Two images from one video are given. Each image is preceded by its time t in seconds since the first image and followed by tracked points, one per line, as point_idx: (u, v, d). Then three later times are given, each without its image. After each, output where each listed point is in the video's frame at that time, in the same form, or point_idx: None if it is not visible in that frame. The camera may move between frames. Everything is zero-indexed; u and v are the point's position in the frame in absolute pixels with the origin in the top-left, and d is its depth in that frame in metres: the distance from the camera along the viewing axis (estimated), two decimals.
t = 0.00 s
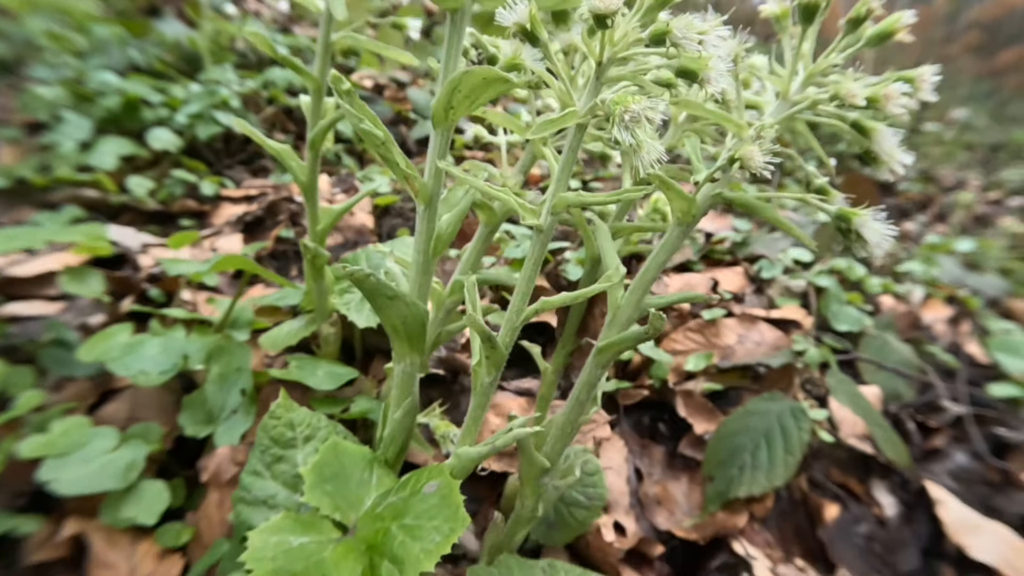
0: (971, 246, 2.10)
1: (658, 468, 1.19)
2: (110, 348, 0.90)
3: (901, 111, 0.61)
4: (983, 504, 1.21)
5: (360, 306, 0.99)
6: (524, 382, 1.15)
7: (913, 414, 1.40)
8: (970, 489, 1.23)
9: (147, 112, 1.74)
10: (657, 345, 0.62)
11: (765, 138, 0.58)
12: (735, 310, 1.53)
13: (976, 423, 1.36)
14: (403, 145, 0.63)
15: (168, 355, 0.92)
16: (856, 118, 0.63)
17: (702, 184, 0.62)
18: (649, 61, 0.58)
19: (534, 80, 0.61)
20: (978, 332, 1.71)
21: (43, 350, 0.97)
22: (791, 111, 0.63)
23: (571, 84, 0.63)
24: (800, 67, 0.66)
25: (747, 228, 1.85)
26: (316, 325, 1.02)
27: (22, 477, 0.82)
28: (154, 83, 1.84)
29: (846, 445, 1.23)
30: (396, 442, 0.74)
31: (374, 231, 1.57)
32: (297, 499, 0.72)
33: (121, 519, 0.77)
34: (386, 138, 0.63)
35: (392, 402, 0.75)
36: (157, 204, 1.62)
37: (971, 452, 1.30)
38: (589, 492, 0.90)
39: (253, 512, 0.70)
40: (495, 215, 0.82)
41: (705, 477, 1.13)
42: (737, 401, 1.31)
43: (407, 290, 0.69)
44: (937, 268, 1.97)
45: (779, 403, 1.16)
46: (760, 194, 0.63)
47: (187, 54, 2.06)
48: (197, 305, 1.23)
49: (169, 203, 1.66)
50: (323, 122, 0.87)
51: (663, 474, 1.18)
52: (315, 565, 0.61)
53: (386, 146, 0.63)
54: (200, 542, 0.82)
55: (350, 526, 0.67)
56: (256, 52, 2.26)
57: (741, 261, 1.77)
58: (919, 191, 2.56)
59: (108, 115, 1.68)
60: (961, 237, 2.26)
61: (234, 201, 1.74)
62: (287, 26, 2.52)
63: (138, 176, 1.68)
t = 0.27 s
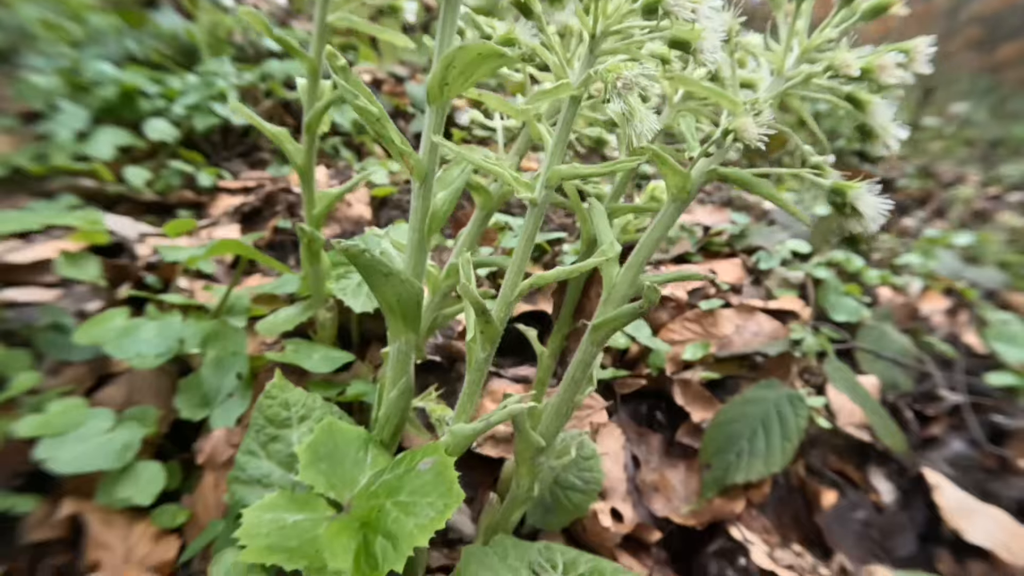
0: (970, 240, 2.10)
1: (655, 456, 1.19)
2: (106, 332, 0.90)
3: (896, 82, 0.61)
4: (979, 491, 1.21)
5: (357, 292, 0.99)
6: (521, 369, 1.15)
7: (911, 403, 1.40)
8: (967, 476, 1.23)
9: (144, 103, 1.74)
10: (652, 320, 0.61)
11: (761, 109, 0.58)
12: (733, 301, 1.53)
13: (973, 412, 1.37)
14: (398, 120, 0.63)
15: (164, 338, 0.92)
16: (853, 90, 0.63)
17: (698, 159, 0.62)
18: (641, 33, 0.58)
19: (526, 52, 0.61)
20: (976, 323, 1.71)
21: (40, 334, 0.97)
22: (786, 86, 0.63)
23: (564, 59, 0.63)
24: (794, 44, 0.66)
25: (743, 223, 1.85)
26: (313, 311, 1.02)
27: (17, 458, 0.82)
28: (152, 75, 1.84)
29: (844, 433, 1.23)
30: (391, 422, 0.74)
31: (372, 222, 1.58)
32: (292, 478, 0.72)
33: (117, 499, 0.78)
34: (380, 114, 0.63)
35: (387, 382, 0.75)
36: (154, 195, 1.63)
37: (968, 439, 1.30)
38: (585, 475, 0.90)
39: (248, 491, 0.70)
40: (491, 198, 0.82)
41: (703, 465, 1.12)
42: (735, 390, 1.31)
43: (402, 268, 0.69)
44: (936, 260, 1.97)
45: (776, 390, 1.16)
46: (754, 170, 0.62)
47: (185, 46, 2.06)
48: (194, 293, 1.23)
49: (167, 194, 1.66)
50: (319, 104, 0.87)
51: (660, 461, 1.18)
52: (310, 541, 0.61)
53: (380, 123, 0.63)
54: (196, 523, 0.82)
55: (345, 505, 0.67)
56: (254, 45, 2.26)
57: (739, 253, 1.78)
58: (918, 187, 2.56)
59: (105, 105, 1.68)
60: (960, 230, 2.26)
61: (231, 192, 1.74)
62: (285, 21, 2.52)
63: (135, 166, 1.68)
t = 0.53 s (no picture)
0: (966, 232, 2.10)
1: (650, 440, 1.18)
2: (96, 309, 0.89)
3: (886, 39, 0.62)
4: (975, 474, 1.20)
5: (349, 272, 0.99)
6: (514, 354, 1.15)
7: (908, 389, 1.40)
8: (963, 460, 1.23)
9: (138, 90, 1.74)
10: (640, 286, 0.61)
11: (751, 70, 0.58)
12: (729, 288, 1.53)
13: (969, 397, 1.36)
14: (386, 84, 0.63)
15: (155, 316, 0.91)
16: (840, 51, 0.65)
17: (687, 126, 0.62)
18: None
19: (515, 13, 0.58)
20: (973, 313, 1.71)
21: (29, 313, 0.96)
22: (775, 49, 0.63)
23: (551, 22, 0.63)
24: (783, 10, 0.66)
25: (741, 215, 1.85)
26: (305, 291, 1.02)
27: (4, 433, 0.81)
28: (147, 64, 1.84)
29: (840, 418, 1.22)
30: (380, 395, 0.73)
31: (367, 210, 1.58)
32: (280, 450, 0.72)
33: (105, 474, 0.77)
34: (369, 79, 0.63)
35: (377, 355, 0.74)
36: (149, 182, 1.62)
37: (964, 424, 1.30)
38: (578, 454, 0.89)
39: (235, 463, 0.70)
40: (482, 172, 0.82)
41: (697, 448, 1.12)
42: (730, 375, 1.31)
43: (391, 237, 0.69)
44: (932, 252, 1.96)
45: (771, 373, 1.16)
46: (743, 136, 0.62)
47: (180, 37, 2.06)
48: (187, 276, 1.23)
49: (161, 181, 1.66)
50: (310, 78, 0.86)
51: (655, 445, 1.17)
52: (295, 509, 0.61)
53: (369, 89, 0.63)
54: (186, 499, 0.82)
55: (333, 475, 0.67)
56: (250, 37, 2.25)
57: (735, 242, 1.78)
58: (917, 183, 2.55)
59: (99, 93, 1.67)
60: (957, 223, 2.26)
61: (226, 180, 1.73)
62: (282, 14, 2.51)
63: (128, 153, 1.67)
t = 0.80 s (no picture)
0: (962, 226, 2.10)
1: (641, 425, 1.17)
2: (82, 289, 0.89)
3: None
4: (968, 460, 1.20)
5: (337, 254, 1.00)
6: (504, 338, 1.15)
7: (901, 377, 1.39)
8: (956, 446, 1.22)
9: (131, 81, 1.74)
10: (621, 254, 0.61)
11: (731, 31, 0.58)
12: (722, 277, 1.53)
13: (963, 384, 1.36)
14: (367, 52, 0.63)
15: (141, 296, 0.91)
16: (820, 14, 0.67)
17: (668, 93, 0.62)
18: None
19: None
20: (968, 303, 1.70)
21: (15, 294, 0.96)
22: (755, 16, 0.63)
23: None
24: None
25: (736, 207, 1.85)
26: (293, 273, 1.01)
27: None
28: (140, 55, 1.84)
29: (833, 405, 1.21)
30: (363, 370, 0.73)
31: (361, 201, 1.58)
32: (261, 425, 0.72)
33: (88, 451, 0.77)
34: (351, 47, 0.63)
35: (360, 330, 0.74)
36: (141, 172, 1.62)
37: (958, 411, 1.29)
38: (565, 434, 0.89)
39: (217, 436, 0.70)
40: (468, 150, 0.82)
41: (688, 432, 1.11)
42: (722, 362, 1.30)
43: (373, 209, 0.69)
44: (927, 245, 1.95)
45: (762, 357, 1.15)
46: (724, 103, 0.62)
47: (175, 30, 2.06)
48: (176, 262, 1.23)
49: (154, 171, 1.66)
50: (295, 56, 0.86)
51: (646, 431, 1.16)
52: (274, 479, 0.61)
53: (351, 59, 0.63)
54: (170, 476, 0.81)
55: (313, 448, 0.67)
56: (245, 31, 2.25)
57: (729, 233, 1.77)
58: (914, 181, 2.55)
59: (91, 83, 1.67)
60: (953, 217, 2.25)
61: (219, 171, 1.73)
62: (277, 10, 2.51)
63: (120, 143, 1.67)
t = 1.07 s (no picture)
0: (957, 222, 2.08)
1: (628, 418, 1.16)
2: (58, 276, 0.88)
3: None
4: (960, 453, 1.18)
5: (320, 242, 0.99)
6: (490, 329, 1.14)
7: (893, 370, 1.37)
8: (948, 439, 1.21)
9: (119, 75, 1.73)
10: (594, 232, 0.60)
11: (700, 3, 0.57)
12: (713, 271, 1.51)
13: (955, 378, 1.34)
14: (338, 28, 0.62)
15: (119, 283, 0.90)
16: None
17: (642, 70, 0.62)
18: None
19: None
20: (961, 299, 1.69)
21: None
22: None
23: None
24: None
25: (729, 202, 1.84)
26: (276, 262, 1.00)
27: None
28: (130, 50, 1.84)
29: (825, 398, 1.20)
30: (339, 354, 0.72)
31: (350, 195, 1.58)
32: (235, 410, 0.71)
33: (61, 437, 0.76)
34: (322, 25, 0.62)
35: (335, 314, 0.73)
36: (129, 166, 1.61)
37: (949, 405, 1.28)
38: (547, 423, 0.87)
39: (189, 421, 0.69)
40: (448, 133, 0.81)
41: (675, 424, 1.10)
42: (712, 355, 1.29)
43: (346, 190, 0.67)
44: (921, 241, 1.94)
45: (751, 349, 1.14)
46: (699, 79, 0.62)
47: (166, 26, 2.05)
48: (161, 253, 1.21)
49: (142, 166, 1.65)
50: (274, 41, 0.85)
51: (633, 423, 1.15)
52: (242, 462, 0.60)
53: (323, 37, 0.62)
54: (146, 464, 0.80)
55: (286, 432, 0.66)
56: (237, 28, 2.25)
57: (721, 227, 1.76)
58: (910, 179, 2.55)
59: (79, 76, 1.67)
60: (948, 215, 2.23)
61: (208, 166, 1.72)
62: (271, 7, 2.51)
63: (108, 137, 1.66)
